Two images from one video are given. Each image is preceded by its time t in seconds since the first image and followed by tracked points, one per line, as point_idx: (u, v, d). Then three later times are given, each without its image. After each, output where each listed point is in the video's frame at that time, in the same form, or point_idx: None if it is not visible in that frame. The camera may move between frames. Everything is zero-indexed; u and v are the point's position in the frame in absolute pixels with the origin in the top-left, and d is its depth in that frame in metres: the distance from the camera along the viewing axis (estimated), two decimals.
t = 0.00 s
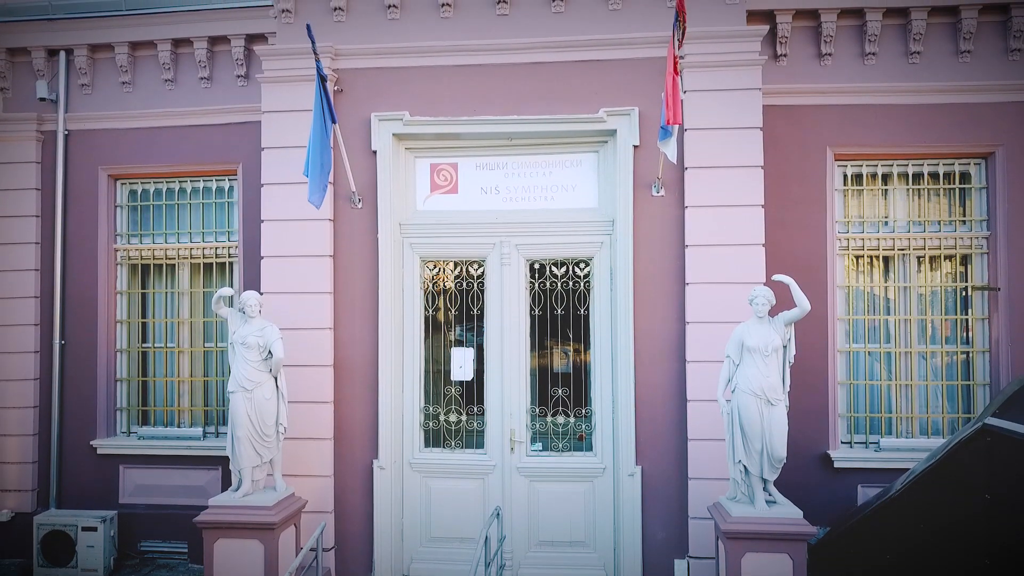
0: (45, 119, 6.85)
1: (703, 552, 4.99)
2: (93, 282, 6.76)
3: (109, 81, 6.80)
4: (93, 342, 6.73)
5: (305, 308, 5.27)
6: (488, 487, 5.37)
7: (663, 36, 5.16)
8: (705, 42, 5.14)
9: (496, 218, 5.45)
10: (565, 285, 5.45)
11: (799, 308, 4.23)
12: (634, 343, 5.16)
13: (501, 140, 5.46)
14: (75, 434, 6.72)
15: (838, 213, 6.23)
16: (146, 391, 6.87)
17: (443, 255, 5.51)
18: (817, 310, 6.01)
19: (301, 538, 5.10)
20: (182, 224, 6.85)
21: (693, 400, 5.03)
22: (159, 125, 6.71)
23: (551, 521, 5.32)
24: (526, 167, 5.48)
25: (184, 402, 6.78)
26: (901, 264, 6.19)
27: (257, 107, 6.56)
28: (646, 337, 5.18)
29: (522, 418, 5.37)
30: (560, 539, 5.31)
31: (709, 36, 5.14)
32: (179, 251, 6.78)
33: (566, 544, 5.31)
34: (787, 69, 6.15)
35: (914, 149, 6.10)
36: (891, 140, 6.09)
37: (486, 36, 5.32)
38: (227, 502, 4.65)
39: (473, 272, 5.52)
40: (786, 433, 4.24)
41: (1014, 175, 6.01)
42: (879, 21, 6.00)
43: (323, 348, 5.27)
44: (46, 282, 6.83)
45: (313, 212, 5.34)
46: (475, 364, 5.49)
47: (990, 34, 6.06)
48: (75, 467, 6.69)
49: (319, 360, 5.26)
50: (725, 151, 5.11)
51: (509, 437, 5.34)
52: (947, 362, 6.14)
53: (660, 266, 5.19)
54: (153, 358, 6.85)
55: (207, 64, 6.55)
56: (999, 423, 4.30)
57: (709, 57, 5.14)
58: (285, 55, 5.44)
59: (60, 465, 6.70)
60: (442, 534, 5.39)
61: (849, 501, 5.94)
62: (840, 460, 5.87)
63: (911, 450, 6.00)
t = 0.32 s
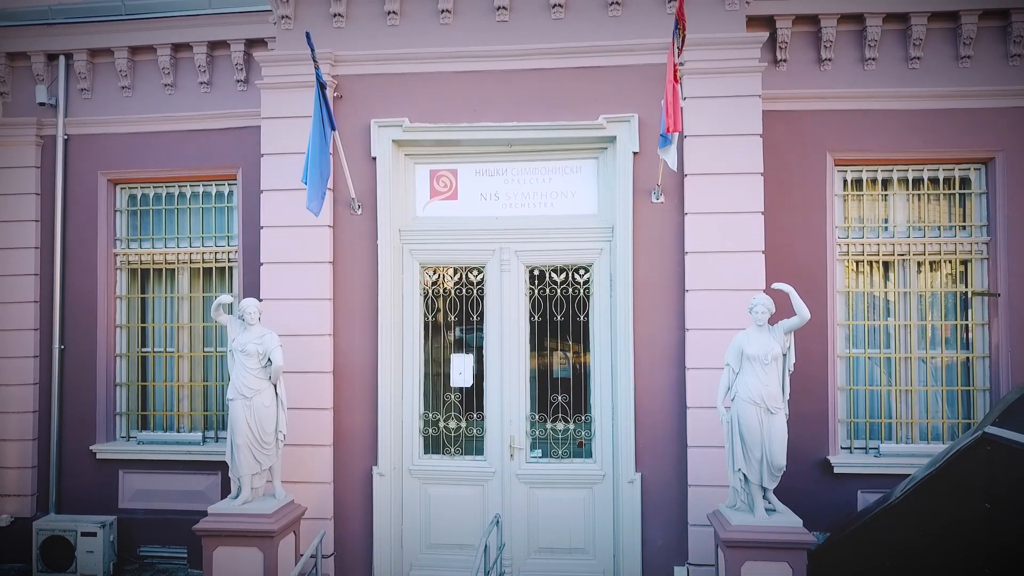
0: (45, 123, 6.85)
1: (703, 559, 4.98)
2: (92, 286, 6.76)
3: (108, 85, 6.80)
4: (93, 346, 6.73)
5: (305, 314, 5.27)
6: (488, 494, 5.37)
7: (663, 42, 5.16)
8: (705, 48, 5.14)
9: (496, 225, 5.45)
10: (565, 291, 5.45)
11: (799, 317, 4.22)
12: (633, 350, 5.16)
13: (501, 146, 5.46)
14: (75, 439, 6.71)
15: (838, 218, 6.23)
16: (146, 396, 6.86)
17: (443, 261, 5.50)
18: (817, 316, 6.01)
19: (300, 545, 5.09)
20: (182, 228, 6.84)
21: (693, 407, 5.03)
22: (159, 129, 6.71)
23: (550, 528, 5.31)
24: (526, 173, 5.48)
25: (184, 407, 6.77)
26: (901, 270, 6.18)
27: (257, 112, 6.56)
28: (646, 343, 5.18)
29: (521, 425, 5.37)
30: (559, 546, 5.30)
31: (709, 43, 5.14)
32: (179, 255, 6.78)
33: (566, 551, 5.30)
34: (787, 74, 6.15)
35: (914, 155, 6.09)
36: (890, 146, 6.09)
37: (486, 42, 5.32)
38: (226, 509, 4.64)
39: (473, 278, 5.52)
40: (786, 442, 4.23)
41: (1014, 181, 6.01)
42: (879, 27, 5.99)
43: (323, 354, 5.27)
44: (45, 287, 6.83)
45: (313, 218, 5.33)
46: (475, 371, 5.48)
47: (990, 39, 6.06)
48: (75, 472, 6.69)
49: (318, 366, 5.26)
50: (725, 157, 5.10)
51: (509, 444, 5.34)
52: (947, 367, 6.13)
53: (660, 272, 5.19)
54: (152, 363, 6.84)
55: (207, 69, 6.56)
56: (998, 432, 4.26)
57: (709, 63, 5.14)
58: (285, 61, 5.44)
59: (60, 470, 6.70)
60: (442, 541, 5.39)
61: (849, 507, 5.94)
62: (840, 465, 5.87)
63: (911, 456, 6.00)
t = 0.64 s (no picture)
0: (45, 128, 6.85)
1: (703, 567, 4.98)
2: (92, 292, 6.76)
3: (108, 90, 6.80)
4: (93, 351, 6.72)
5: (305, 322, 5.27)
6: (488, 501, 5.36)
7: (663, 50, 5.16)
8: (706, 56, 5.14)
9: (496, 232, 5.45)
10: (565, 298, 5.45)
11: (799, 326, 4.22)
12: (634, 358, 5.16)
13: (500, 153, 5.46)
14: (75, 444, 6.71)
15: (838, 224, 6.22)
16: (146, 401, 6.85)
17: (443, 268, 5.50)
18: (817, 322, 6.00)
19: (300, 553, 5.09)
20: (182, 234, 6.84)
21: (693, 415, 5.03)
22: (159, 135, 6.71)
23: (551, 535, 5.31)
24: (526, 180, 5.47)
25: (184, 412, 6.77)
26: (901, 276, 6.18)
27: (257, 118, 6.56)
28: (646, 351, 5.18)
29: (522, 433, 5.37)
30: (559, 553, 5.30)
31: (709, 50, 5.13)
32: (179, 261, 6.77)
33: (566, 558, 5.30)
34: (787, 80, 6.15)
35: (914, 161, 6.09)
36: (891, 152, 6.09)
37: (486, 50, 5.31)
38: (226, 519, 4.64)
39: (473, 285, 5.51)
40: (786, 452, 4.22)
41: (1014, 187, 6.01)
42: (879, 33, 5.99)
43: (323, 361, 5.26)
44: (45, 292, 6.82)
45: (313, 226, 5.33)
46: (475, 378, 5.48)
47: (990, 45, 6.05)
48: (75, 477, 6.69)
49: (318, 373, 5.26)
50: (725, 165, 5.10)
51: (509, 451, 5.34)
52: (947, 373, 6.13)
53: (660, 280, 5.19)
54: (152, 368, 6.83)
55: (207, 75, 6.56)
56: (999, 442, 4.30)
57: (709, 71, 5.13)
58: (285, 68, 5.43)
59: (60, 475, 6.70)
60: (442, 548, 5.39)
61: (849, 513, 5.93)
62: (840, 472, 5.87)
63: (911, 462, 5.99)
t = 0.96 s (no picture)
0: (45, 134, 6.85)
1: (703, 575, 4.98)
2: (93, 298, 6.75)
3: (109, 96, 6.80)
4: (93, 358, 6.72)
5: (305, 330, 5.27)
6: (488, 510, 5.36)
7: (664, 57, 5.15)
8: (706, 64, 5.13)
9: (497, 240, 5.44)
10: (566, 307, 5.45)
11: (800, 336, 4.21)
12: (634, 366, 5.15)
13: (500, 161, 5.45)
14: (75, 450, 6.71)
15: (839, 231, 6.21)
16: (146, 407, 6.85)
17: (444, 276, 5.50)
18: (818, 329, 6.00)
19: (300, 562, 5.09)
20: (182, 240, 6.83)
21: (693, 424, 5.03)
22: (159, 141, 6.71)
23: (551, 544, 5.31)
24: (527, 188, 5.47)
25: (184, 418, 6.76)
26: (901, 283, 6.17)
27: (257, 124, 6.56)
28: (647, 359, 5.17)
29: (522, 441, 5.36)
30: (560, 561, 5.30)
31: (709, 58, 5.13)
32: (179, 267, 6.76)
33: (566, 566, 5.29)
34: (787, 86, 6.16)
35: (914, 168, 6.08)
36: (891, 158, 6.08)
37: (486, 57, 5.31)
38: (226, 528, 4.63)
39: (473, 293, 5.51)
40: (786, 462, 4.22)
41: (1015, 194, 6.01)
42: (880, 40, 5.99)
43: (323, 369, 5.26)
44: (45, 298, 6.82)
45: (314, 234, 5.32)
46: (475, 386, 5.47)
47: (990, 52, 6.05)
48: (75, 483, 6.68)
49: (318, 381, 5.25)
50: (725, 173, 5.10)
51: (509, 459, 5.33)
52: (948, 380, 6.13)
53: (660, 288, 5.18)
54: (153, 374, 6.83)
55: (207, 81, 6.56)
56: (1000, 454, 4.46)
57: (709, 79, 5.13)
58: (285, 76, 5.42)
59: (60, 481, 6.70)
60: (442, 556, 5.39)
61: (850, 520, 5.93)
62: (841, 478, 5.87)
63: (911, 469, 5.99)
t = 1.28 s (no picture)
0: (45, 140, 6.85)
1: None
2: (93, 303, 6.75)
3: (109, 102, 6.80)
4: (94, 364, 6.71)
5: (306, 338, 5.26)
6: (489, 518, 5.35)
7: (664, 66, 5.15)
8: (707, 72, 5.13)
9: (497, 248, 5.44)
10: (566, 315, 5.43)
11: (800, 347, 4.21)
12: (635, 375, 5.14)
13: (501, 169, 5.44)
14: (75, 456, 6.70)
15: (840, 237, 6.21)
16: (146, 413, 6.84)
17: (444, 284, 5.49)
18: (818, 336, 5.99)
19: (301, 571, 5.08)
20: (182, 246, 6.83)
21: (694, 432, 5.02)
22: (159, 147, 6.71)
23: (552, 552, 5.30)
24: (527, 196, 5.46)
25: (184, 425, 6.75)
26: (902, 289, 6.16)
27: (258, 130, 6.56)
28: (648, 368, 5.17)
29: (523, 449, 5.36)
30: (561, 570, 5.29)
31: (710, 66, 5.12)
32: (179, 273, 6.76)
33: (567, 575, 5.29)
34: (788, 93, 6.15)
35: (915, 174, 6.08)
36: (891, 165, 6.08)
37: (486, 65, 5.31)
38: (226, 538, 4.62)
39: (473, 301, 5.50)
40: (787, 473, 4.21)
41: (1015, 201, 6.00)
42: (880, 46, 5.98)
43: (324, 377, 5.25)
44: (45, 304, 6.81)
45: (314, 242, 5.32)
46: (476, 394, 5.46)
47: (991, 58, 6.05)
48: (75, 490, 6.68)
49: (318, 389, 5.25)
50: (726, 181, 5.09)
51: (510, 468, 5.33)
52: (948, 387, 6.13)
53: (661, 297, 5.18)
54: (153, 380, 6.82)
55: (207, 87, 6.56)
56: (1003, 465, 4.36)
57: (710, 87, 5.13)
58: (286, 84, 5.41)
59: (61, 487, 6.69)
60: (443, 564, 5.38)
61: (850, 527, 5.92)
62: (841, 485, 5.86)
63: (912, 476, 5.98)
